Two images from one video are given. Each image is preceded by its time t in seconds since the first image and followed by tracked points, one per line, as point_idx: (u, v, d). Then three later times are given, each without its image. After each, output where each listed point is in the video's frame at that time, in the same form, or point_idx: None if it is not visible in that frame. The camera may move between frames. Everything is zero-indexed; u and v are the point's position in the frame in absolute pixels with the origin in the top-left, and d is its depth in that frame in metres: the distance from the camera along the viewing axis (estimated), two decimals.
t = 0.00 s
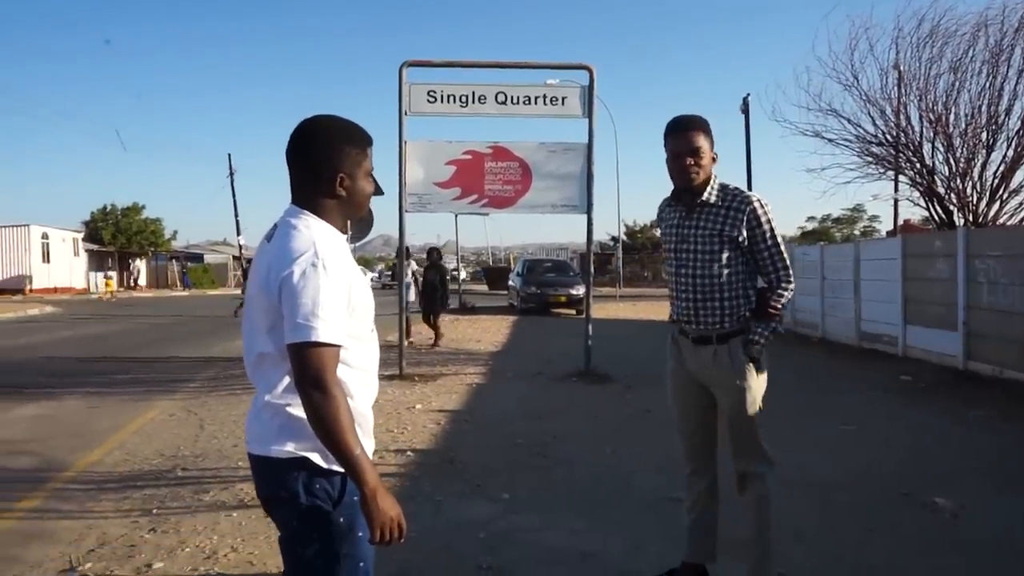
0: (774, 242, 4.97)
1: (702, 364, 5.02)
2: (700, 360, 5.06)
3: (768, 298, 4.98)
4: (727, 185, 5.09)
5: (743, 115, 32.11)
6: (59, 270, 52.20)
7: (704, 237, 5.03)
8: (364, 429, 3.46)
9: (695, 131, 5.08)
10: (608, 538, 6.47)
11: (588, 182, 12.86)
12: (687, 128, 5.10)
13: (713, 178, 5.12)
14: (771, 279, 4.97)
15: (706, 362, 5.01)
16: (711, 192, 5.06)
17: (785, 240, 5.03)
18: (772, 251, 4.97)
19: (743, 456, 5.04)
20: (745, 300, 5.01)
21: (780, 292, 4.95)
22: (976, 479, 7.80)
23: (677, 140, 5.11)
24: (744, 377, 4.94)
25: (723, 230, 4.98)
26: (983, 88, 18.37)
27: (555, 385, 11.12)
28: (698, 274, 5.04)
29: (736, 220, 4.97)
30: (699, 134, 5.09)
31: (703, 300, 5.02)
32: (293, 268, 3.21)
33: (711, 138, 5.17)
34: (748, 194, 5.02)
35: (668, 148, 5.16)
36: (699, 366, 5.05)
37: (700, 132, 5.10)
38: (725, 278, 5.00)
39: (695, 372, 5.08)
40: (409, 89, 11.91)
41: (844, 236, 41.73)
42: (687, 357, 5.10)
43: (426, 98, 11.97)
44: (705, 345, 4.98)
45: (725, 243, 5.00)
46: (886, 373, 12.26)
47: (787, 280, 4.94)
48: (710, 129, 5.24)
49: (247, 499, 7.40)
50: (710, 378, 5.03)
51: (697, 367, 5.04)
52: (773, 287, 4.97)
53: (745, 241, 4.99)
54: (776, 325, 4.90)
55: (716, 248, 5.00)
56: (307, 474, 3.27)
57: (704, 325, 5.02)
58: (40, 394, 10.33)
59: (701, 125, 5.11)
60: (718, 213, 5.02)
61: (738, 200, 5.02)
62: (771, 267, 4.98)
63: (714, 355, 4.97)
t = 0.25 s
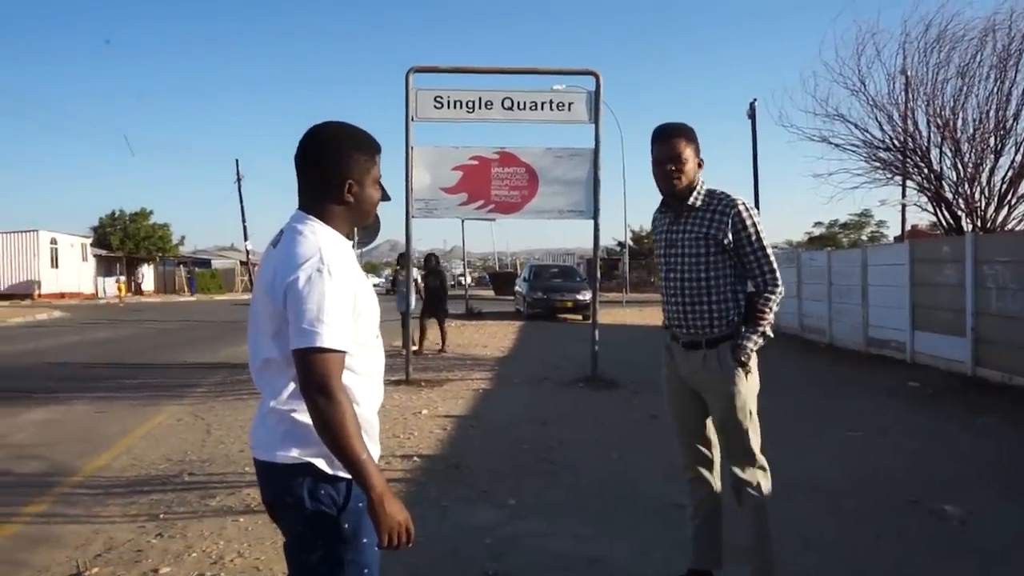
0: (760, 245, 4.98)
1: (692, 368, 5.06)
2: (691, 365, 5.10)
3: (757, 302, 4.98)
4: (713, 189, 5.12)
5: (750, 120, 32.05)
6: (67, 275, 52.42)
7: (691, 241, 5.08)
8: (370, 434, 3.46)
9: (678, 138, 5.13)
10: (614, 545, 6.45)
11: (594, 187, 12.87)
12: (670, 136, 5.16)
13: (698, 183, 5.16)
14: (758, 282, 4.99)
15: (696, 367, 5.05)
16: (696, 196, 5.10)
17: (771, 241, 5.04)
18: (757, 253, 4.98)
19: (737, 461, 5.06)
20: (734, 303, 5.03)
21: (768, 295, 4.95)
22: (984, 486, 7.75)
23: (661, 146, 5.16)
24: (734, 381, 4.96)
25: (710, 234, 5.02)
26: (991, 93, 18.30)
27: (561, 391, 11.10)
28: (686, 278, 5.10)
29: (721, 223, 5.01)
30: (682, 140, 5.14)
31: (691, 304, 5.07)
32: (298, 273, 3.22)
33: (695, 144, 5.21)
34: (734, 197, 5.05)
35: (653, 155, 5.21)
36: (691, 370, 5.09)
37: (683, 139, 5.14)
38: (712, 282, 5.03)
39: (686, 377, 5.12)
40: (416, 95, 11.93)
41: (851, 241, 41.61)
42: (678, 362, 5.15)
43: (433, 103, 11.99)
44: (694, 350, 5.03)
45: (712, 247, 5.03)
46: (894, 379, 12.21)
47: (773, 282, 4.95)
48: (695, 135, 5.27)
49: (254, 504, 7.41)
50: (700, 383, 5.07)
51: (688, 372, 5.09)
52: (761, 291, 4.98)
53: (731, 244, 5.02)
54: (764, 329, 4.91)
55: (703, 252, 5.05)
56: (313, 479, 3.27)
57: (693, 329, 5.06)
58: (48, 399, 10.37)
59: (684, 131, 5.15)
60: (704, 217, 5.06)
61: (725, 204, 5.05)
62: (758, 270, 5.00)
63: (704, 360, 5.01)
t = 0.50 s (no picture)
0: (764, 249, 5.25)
1: (698, 370, 5.37)
2: (698, 368, 5.40)
3: (762, 305, 5.26)
4: (719, 192, 5.41)
5: (771, 121, 31.81)
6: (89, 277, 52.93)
7: (698, 244, 5.39)
8: (390, 437, 3.46)
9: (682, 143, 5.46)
10: (634, 549, 6.41)
11: (614, 189, 12.83)
12: (674, 141, 5.51)
13: (703, 186, 5.48)
14: (762, 285, 5.26)
15: (702, 369, 5.36)
16: (701, 199, 5.41)
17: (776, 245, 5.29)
18: (761, 256, 5.24)
19: (744, 464, 5.29)
20: (739, 305, 5.33)
21: (772, 298, 5.23)
22: (1011, 492, 7.65)
23: (666, 151, 5.51)
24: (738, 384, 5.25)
25: (714, 237, 5.33)
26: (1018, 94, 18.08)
27: (580, 393, 11.07)
28: (692, 281, 5.41)
29: (725, 227, 5.30)
30: (685, 145, 5.47)
31: (698, 306, 5.39)
32: (321, 275, 3.21)
33: (699, 149, 5.54)
34: (738, 200, 5.32)
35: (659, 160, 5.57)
36: (697, 373, 5.41)
37: (687, 144, 5.47)
38: (718, 285, 5.33)
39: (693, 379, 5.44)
40: (436, 97, 11.94)
41: (874, 244, 41.18)
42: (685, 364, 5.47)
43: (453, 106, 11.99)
44: (700, 351, 5.34)
45: (717, 250, 5.33)
46: (918, 384, 12.07)
47: (777, 285, 5.21)
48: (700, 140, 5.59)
49: (274, 505, 7.44)
50: (706, 386, 5.38)
51: (695, 374, 5.39)
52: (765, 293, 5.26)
53: (736, 246, 5.30)
54: (767, 331, 5.19)
55: (709, 255, 5.34)
56: (333, 481, 3.27)
57: (699, 331, 5.38)
58: (71, 400, 10.45)
59: (686, 135, 5.48)
60: (710, 221, 5.35)
61: (730, 207, 5.33)
62: (762, 273, 5.26)
63: (709, 361, 5.31)
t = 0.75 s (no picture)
0: (759, 246, 5.38)
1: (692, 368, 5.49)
2: (693, 365, 5.53)
3: (757, 301, 5.37)
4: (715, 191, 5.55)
5: (778, 117, 31.69)
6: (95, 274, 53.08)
7: (694, 241, 5.53)
8: (396, 433, 3.46)
9: (677, 141, 5.57)
10: (638, 546, 6.40)
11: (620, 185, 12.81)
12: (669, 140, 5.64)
13: (698, 183, 5.60)
14: (758, 282, 5.37)
15: (697, 365, 5.49)
16: (698, 197, 5.54)
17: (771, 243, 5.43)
18: (757, 253, 5.36)
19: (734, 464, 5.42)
20: (735, 302, 5.44)
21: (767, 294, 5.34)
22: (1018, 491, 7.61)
23: (662, 150, 5.62)
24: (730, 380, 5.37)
25: (711, 234, 5.46)
26: None
27: (586, 390, 11.07)
28: (688, 277, 5.55)
29: (721, 224, 5.42)
30: (680, 144, 5.57)
31: (694, 302, 5.51)
32: (327, 270, 3.21)
33: (693, 146, 5.64)
34: (734, 198, 5.47)
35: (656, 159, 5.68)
36: (692, 371, 5.54)
37: (682, 142, 5.58)
38: (714, 281, 5.45)
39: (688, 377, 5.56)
40: (441, 94, 11.93)
41: (881, 240, 41.01)
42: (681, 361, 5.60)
43: (458, 102, 11.97)
44: (695, 348, 5.46)
45: (713, 246, 5.45)
46: (925, 381, 12.01)
47: (773, 282, 5.32)
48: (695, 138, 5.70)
49: (279, 501, 7.45)
50: (699, 384, 5.51)
51: (690, 373, 5.52)
52: (760, 290, 5.37)
53: (732, 243, 5.43)
54: (762, 328, 5.29)
55: (705, 252, 5.47)
56: (336, 478, 3.27)
57: (695, 327, 5.50)
58: (78, 396, 10.49)
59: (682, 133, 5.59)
60: (707, 218, 5.48)
61: (726, 204, 5.49)
62: (758, 270, 5.38)
63: (704, 357, 5.44)
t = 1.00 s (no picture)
0: (761, 244, 5.38)
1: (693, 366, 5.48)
2: (695, 364, 5.52)
3: (759, 299, 5.38)
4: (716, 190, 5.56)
5: (785, 115, 31.56)
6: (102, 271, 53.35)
7: (696, 240, 5.53)
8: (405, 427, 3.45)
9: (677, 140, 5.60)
10: (642, 546, 6.37)
11: (625, 183, 12.77)
12: (670, 141, 5.67)
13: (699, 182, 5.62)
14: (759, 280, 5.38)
15: (699, 364, 5.48)
16: (699, 196, 5.55)
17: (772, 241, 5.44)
18: (758, 251, 5.37)
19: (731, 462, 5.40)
20: (737, 300, 5.45)
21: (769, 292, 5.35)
22: None
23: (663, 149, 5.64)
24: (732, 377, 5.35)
25: (712, 232, 5.46)
26: None
27: (590, 388, 11.05)
28: (690, 276, 5.54)
29: (723, 222, 5.43)
30: (680, 143, 5.61)
31: (696, 301, 5.51)
32: (326, 266, 3.21)
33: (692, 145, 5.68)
34: (736, 197, 5.49)
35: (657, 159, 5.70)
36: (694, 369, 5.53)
37: (682, 141, 5.61)
38: (716, 279, 5.45)
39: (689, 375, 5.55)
40: (446, 91, 11.91)
41: (889, 238, 40.85)
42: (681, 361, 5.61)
43: (463, 100, 11.95)
44: (697, 346, 5.45)
45: (715, 245, 5.46)
46: (932, 381, 11.93)
47: (774, 280, 5.32)
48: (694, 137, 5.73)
49: (282, 499, 7.47)
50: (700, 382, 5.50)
51: (692, 371, 5.51)
52: (762, 288, 5.38)
53: (734, 241, 5.44)
54: (763, 325, 5.28)
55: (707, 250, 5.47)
56: (346, 472, 3.27)
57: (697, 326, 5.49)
58: (84, 392, 10.55)
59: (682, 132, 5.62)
60: (708, 217, 5.49)
61: (727, 203, 5.50)
62: (759, 268, 5.38)
63: (706, 356, 5.43)
